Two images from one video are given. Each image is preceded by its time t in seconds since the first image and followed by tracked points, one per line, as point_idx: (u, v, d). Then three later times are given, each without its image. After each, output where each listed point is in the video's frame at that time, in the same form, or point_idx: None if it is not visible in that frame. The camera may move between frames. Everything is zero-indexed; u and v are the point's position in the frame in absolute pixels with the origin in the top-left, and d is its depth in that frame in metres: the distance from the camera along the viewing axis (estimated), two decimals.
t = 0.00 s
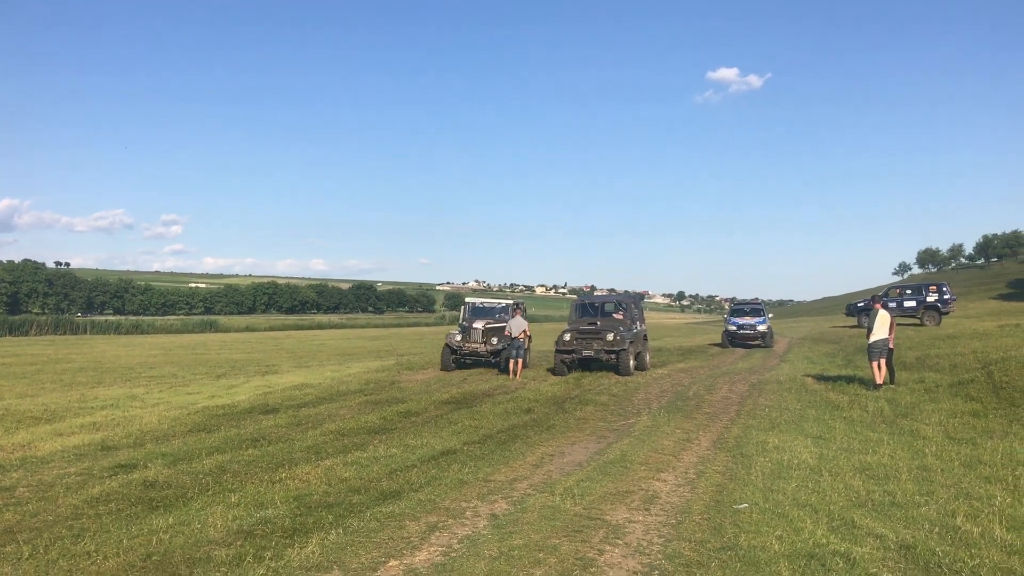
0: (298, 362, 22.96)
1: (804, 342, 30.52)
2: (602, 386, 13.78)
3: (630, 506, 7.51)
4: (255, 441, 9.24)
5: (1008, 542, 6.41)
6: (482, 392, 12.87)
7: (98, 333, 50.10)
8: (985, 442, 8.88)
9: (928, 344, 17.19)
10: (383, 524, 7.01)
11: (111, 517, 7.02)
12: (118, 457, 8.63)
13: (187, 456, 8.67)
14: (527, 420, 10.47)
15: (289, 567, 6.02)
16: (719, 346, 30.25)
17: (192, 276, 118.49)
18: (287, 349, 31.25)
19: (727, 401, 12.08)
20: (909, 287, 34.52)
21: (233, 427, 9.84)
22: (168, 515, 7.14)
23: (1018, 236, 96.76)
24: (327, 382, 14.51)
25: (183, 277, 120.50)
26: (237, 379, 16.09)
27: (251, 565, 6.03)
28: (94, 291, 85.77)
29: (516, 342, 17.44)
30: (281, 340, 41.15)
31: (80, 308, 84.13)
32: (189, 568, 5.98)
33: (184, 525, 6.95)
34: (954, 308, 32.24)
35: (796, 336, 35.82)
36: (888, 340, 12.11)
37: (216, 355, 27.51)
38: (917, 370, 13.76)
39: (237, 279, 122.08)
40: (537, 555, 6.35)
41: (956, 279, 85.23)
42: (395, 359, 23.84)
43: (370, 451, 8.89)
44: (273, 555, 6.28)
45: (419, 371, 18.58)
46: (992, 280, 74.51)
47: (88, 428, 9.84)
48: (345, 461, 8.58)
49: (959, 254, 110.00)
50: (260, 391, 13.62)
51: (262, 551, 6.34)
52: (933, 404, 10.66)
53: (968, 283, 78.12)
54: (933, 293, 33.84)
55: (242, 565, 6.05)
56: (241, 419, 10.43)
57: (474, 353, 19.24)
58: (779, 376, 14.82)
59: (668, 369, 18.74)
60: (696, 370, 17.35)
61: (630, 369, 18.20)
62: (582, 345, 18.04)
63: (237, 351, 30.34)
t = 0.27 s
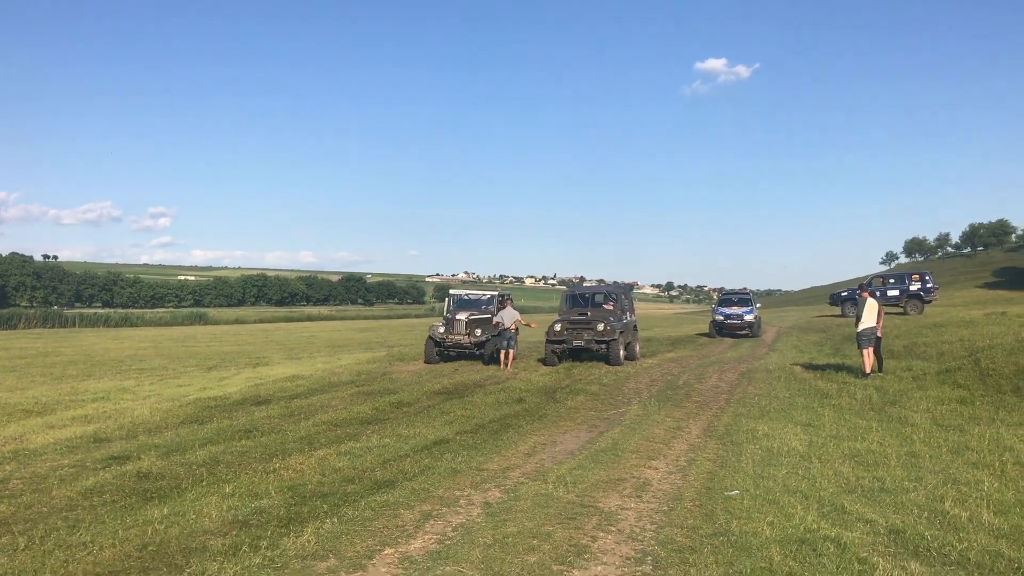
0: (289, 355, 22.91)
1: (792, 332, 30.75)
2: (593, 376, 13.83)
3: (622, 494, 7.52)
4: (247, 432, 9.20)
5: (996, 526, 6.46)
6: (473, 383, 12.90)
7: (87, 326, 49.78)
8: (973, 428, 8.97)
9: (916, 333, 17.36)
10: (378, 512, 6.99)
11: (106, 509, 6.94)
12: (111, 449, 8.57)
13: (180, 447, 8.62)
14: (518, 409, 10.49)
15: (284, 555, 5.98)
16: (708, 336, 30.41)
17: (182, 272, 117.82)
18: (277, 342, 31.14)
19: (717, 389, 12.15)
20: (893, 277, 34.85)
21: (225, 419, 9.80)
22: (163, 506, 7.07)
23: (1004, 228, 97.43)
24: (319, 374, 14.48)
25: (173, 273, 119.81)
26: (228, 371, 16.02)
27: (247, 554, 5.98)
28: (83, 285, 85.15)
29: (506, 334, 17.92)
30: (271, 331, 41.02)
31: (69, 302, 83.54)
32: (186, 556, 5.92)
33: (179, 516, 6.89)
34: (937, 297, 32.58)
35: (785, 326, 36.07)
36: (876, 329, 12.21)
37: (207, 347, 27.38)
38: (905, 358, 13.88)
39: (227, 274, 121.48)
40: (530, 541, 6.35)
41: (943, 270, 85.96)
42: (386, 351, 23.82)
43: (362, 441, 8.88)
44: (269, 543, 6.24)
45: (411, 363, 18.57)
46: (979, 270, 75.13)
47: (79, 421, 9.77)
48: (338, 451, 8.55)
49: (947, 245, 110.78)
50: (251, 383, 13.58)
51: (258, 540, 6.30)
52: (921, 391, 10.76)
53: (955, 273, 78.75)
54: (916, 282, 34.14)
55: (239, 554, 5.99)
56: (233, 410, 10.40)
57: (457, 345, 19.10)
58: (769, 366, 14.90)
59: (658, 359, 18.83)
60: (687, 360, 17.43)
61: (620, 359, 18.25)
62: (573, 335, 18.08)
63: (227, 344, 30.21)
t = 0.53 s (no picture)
0: (279, 342, 22.82)
1: (781, 318, 30.93)
2: (584, 361, 13.85)
3: (615, 479, 7.54)
4: (238, 419, 9.16)
5: (987, 508, 6.50)
6: (465, 369, 12.90)
7: (74, 314, 49.41)
8: (963, 412, 9.04)
9: (905, 318, 17.49)
10: (369, 498, 6.97)
11: (96, 496, 6.89)
12: (101, 436, 8.51)
13: (170, 434, 8.57)
14: (510, 396, 10.49)
15: (276, 541, 5.95)
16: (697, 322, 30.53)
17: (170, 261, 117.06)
18: (267, 330, 31.03)
19: (708, 375, 12.21)
20: (880, 262, 35.01)
21: (216, 406, 9.75)
22: (154, 493, 7.03)
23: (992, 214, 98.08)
24: (310, 361, 14.44)
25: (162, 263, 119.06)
26: (218, 359, 15.94)
27: (239, 540, 5.94)
28: (70, 274, 84.44)
29: (497, 319, 18.00)
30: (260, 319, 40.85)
31: (56, 291, 82.86)
32: (178, 543, 5.88)
33: (170, 502, 6.84)
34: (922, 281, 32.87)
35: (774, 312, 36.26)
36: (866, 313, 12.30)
37: (196, 335, 27.24)
38: (895, 343, 13.98)
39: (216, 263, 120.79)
40: (523, 526, 6.35)
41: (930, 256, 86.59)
42: (377, 338, 23.78)
43: (354, 427, 8.86)
44: (261, 529, 6.21)
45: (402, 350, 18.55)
46: (967, 255, 75.71)
47: (68, 409, 9.70)
48: (330, 438, 8.53)
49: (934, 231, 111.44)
50: (241, 371, 13.52)
51: (250, 527, 6.27)
52: (911, 376, 10.85)
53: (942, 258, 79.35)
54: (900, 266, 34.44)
55: (231, 540, 5.96)
56: (223, 398, 10.36)
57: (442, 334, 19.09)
58: (759, 351, 14.98)
59: (649, 345, 18.90)
60: (677, 345, 17.50)
61: (611, 345, 18.28)
62: (564, 321, 18.09)
63: (217, 331, 30.09)
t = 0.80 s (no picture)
0: (269, 328, 22.78)
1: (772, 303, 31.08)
2: (575, 347, 13.89)
3: (606, 464, 7.57)
4: (228, 405, 9.16)
5: (977, 493, 6.56)
6: (455, 355, 12.93)
7: (63, 299, 49.19)
8: (953, 398, 9.12)
9: (896, 304, 17.60)
10: (360, 485, 6.98)
11: (84, 482, 6.89)
12: (89, 422, 8.49)
13: (159, 420, 8.56)
14: (501, 382, 10.52)
15: (266, 527, 5.96)
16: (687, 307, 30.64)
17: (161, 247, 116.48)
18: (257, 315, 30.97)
19: (699, 360, 12.26)
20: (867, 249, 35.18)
21: (205, 392, 9.75)
22: (142, 479, 7.03)
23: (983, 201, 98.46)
24: (300, 347, 14.42)
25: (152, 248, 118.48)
26: (208, 344, 15.91)
27: (228, 526, 5.95)
28: (59, 259, 83.96)
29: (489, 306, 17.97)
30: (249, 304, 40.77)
31: (45, 277, 82.36)
32: (166, 529, 5.89)
33: (158, 489, 6.84)
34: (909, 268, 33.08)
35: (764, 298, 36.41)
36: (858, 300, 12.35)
37: (186, 321, 27.18)
38: (885, 329, 14.08)
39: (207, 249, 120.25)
40: (515, 512, 6.38)
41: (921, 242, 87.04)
42: (368, 323, 23.77)
43: (344, 413, 8.87)
44: (249, 515, 6.22)
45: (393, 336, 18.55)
46: (957, 241, 76.14)
47: (56, 395, 9.67)
48: (320, 424, 8.54)
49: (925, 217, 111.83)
50: (231, 357, 13.51)
51: (239, 513, 6.27)
52: (902, 361, 10.92)
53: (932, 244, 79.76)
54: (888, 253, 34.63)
55: (219, 527, 5.97)
56: (213, 384, 10.35)
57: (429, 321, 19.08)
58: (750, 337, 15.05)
59: (640, 331, 18.97)
60: (669, 331, 17.57)
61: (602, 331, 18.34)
62: (555, 308, 18.11)
63: (207, 317, 30.02)
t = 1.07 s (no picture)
0: (261, 316, 22.74)
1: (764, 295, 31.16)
2: (567, 337, 13.91)
3: (596, 455, 7.60)
4: (216, 393, 9.15)
5: (969, 486, 6.59)
6: (447, 344, 12.93)
7: (54, 285, 48.97)
8: (944, 390, 9.16)
9: (888, 295, 17.66)
10: (348, 474, 6.99)
11: (68, 470, 6.88)
12: (76, 410, 8.48)
13: (146, 409, 8.55)
14: (492, 371, 10.53)
15: (252, 517, 5.96)
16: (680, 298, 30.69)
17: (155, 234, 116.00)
18: (248, 303, 30.91)
19: (690, 351, 12.29)
20: (856, 241, 35.26)
21: (194, 380, 9.74)
22: (128, 468, 7.02)
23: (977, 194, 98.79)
24: (291, 336, 14.41)
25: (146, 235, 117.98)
26: (199, 332, 15.89)
27: (214, 516, 5.96)
28: (51, 246, 83.57)
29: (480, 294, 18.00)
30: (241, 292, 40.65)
31: (36, 263, 81.95)
32: (150, 519, 5.89)
33: (144, 477, 6.84)
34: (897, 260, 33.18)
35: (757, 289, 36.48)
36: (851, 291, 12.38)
37: (177, 308, 27.09)
38: (878, 320, 14.13)
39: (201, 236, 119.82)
40: (505, 502, 6.40)
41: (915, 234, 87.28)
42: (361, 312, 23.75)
43: (333, 402, 8.88)
44: (235, 505, 6.23)
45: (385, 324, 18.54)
46: (950, 233, 76.40)
47: (44, 383, 9.65)
48: (309, 413, 8.54)
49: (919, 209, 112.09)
50: (221, 345, 13.49)
51: (225, 503, 6.28)
52: (894, 353, 10.97)
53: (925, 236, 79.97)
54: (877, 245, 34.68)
55: (205, 517, 5.97)
56: (202, 372, 10.34)
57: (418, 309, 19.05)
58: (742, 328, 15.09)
59: (632, 321, 19.01)
60: (661, 322, 17.60)
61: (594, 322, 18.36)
62: (547, 298, 18.12)
63: (198, 304, 29.94)
